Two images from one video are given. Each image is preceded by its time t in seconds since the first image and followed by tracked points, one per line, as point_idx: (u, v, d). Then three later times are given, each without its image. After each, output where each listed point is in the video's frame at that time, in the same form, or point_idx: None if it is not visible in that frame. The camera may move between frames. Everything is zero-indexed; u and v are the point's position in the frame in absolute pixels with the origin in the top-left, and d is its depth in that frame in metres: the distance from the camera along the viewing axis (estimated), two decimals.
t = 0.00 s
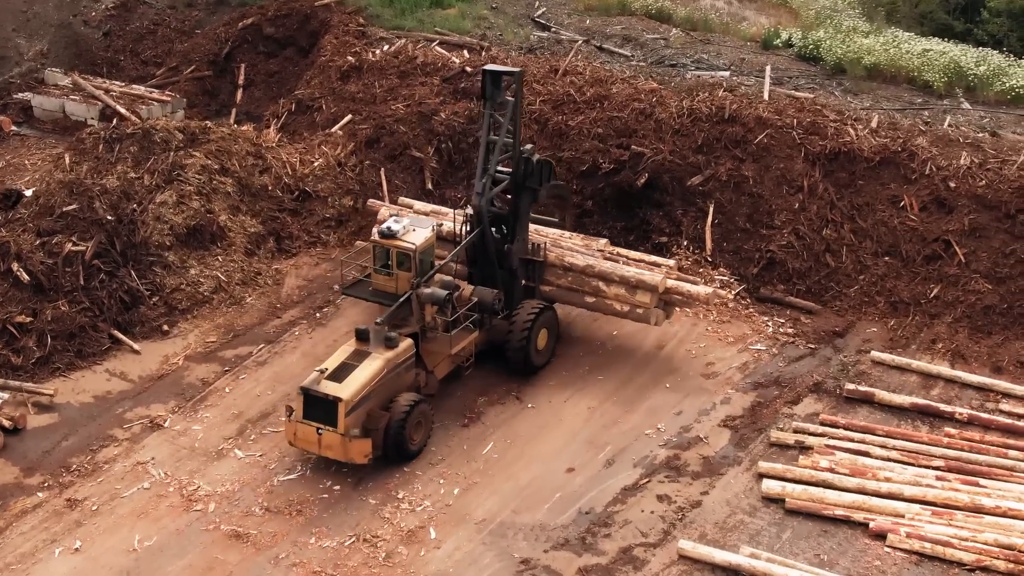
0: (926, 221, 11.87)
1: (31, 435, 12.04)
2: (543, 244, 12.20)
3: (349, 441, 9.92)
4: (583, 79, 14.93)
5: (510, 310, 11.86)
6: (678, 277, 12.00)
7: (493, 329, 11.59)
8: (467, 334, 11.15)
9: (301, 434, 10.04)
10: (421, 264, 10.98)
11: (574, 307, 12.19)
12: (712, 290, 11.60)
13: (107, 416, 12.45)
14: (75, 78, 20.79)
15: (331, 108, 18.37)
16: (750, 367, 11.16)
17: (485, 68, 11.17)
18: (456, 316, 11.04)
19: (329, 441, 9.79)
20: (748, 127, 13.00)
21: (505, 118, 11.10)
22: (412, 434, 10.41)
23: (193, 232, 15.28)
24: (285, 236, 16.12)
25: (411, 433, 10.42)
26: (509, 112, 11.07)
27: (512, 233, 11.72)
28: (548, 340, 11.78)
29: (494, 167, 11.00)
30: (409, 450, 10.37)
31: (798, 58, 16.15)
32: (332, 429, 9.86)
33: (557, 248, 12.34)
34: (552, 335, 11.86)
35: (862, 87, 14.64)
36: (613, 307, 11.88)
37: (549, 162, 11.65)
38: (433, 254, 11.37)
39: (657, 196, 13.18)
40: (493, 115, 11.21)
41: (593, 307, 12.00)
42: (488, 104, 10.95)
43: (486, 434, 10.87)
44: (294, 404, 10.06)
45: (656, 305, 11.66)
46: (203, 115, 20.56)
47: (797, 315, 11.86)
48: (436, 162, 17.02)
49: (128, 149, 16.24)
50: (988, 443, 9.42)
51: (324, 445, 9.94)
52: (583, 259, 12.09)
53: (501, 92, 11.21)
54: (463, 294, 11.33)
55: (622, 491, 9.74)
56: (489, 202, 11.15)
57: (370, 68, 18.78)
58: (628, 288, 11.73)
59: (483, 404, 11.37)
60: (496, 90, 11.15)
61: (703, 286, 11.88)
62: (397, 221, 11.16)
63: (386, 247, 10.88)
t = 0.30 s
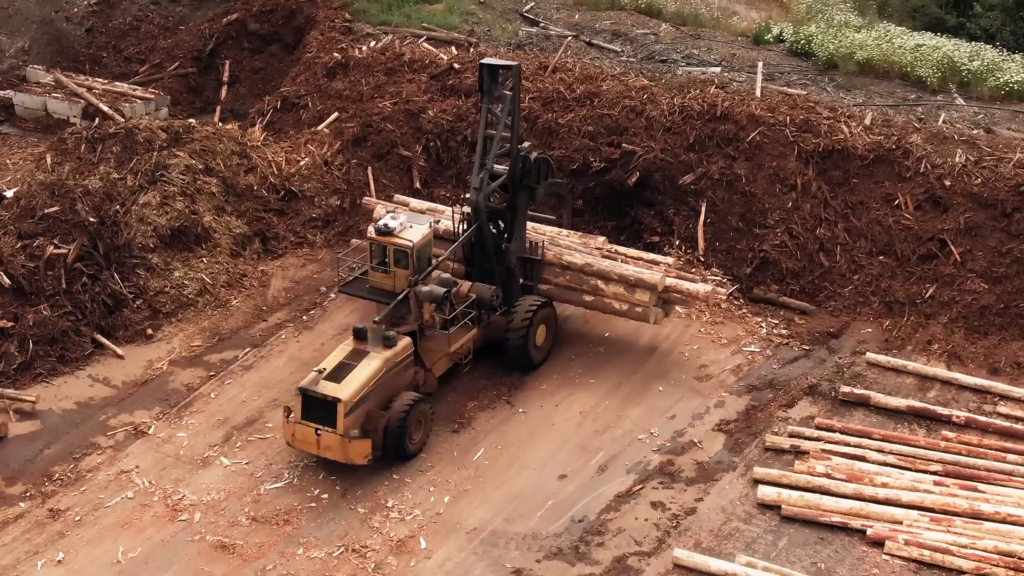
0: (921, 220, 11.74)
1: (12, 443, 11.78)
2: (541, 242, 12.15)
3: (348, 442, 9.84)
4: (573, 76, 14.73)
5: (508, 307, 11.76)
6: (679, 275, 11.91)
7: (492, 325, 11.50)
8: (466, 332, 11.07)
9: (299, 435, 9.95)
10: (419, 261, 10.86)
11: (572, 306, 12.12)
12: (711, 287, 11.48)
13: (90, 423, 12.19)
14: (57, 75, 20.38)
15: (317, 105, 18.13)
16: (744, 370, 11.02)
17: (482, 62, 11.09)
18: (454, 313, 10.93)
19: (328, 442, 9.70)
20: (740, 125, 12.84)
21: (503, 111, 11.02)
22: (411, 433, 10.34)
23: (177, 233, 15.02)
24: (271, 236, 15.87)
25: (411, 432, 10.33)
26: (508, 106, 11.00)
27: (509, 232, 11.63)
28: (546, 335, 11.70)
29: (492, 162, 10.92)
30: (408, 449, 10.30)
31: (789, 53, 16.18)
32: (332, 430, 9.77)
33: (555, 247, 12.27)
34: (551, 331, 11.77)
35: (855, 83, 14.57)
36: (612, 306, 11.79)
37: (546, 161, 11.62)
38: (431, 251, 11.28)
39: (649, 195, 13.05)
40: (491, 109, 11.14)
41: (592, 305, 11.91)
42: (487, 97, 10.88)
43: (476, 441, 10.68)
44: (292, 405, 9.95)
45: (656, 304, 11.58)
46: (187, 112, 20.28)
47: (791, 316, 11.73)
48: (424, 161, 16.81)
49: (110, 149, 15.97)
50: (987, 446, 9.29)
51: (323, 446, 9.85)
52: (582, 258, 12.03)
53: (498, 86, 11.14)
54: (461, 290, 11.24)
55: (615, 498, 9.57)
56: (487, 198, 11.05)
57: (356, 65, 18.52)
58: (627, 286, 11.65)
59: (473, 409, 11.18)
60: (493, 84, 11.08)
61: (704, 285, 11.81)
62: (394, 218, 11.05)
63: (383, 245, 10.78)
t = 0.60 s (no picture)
0: (915, 218, 11.61)
1: None
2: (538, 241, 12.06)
3: (346, 440, 9.73)
4: (562, 72, 14.58)
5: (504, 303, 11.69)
6: (677, 274, 11.82)
7: (488, 321, 11.44)
8: (463, 329, 11.04)
9: (296, 433, 9.84)
10: (415, 258, 10.76)
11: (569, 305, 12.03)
12: (709, 286, 11.38)
13: (73, 429, 11.93)
14: (38, 73, 19.76)
15: (303, 102, 17.89)
16: (737, 371, 10.89)
17: (478, 55, 10.94)
18: (450, 309, 10.83)
19: (325, 440, 9.59)
20: (731, 122, 12.72)
21: (499, 107, 10.92)
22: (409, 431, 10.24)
23: (160, 234, 14.76)
24: (256, 236, 15.63)
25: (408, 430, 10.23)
26: (504, 101, 10.90)
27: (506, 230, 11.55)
28: (543, 331, 11.67)
29: (488, 157, 10.79)
30: (406, 448, 10.20)
31: (780, 47, 16.07)
32: (328, 428, 9.66)
33: (551, 246, 12.17)
34: (549, 326, 11.75)
35: (846, 78, 14.47)
36: (609, 305, 11.69)
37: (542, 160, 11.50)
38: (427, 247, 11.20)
39: (639, 193, 12.94)
40: (488, 104, 11.05)
41: (589, 305, 11.81)
42: (483, 91, 10.79)
43: (466, 446, 10.50)
44: (288, 403, 9.84)
45: (653, 303, 11.48)
46: (170, 109, 19.98)
47: (784, 316, 11.61)
48: (412, 159, 16.61)
49: (92, 149, 15.69)
50: (984, 449, 9.17)
51: (320, 445, 9.74)
52: (578, 257, 11.94)
53: (495, 81, 11.00)
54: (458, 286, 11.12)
55: (607, 505, 9.40)
56: (483, 193, 10.98)
57: (342, 61, 18.26)
58: (624, 286, 11.54)
59: (463, 412, 11.00)
60: (490, 78, 10.94)
61: (703, 286, 11.76)
62: (390, 214, 10.96)
63: (379, 241, 10.68)
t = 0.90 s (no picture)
0: (908, 215, 11.50)
1: None
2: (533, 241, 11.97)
3: (341, 438, 9.62)
4: (551, 68, 14.43)
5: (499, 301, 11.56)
6: (672, 274, 11.71)
7: (484, 318, 11.32)
8: (460, 325, 10.90)
9: (291, 431, 9.75)
10: (410, 254, 10.58)
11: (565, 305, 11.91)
12: (706, 286, 11.31)
13: (55, 435, 11.68)
14: (19, 70, 19.05)
15: (288, 99, 17.64)
16: (729, 372, 10.76)
17: (473, 49, 10.76)
18: (446, 306, 10.75)
19: (320, 437, 9.49)
20: (722, 118, 12.60)
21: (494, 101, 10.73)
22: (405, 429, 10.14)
23: (143, 235, 14.51)
24: (241, 236, 15.39)
25: (404, 427, 10.14)
26: (499, 95, 10.73)
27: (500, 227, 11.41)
28: (539, 327, 11.57)
29: (484, 153, 10.63)
30: (402, 445, 10.09)
31: (770, 42, 15.97)
32: (324, 425, 9.56)
33: (547, 246, 12.08)
34: (544, 322, 11.64)
35: (838, 72, 14.38)
36: (605, 305, 11.60)
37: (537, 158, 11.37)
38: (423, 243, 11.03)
39: (629, 191, 12.83)
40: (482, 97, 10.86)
41: (585, 305, 11.71)
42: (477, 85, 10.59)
43: (455, 450, 10.34)
44: (283, 402, 9.76)
45: (650, 303, 11.38)
46: (154, 105, 19.68)
47: (776, 315, 11.49)
48: (399, 157, 16.40)
49: (74, 148, 15.41)
50: (980, 451, 9.06)
51: (315, 443, 9.65)
52: (574, 256, 11.83)
53: (489, 74, 10.82)
54: (453, 282, 10.98)
55: (600, 510, 9.24)
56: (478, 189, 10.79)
57: (327, 57, 18.02)
58: (621, 285, 11.45)
59: (452, 416, 10.83)
60: (484, 72, 10.76)
61: (698, 283, 11.58)
62: (385, 209, 10.77)
63: (373, 237, 10.49)
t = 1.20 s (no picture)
0: (902, 213, 11.44)
1: None
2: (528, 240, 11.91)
3: (337, 439, 9.48)
4: (540, 65, 14.31)
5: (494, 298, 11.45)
6: (669, 273, 11.57)
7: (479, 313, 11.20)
8: (455, 322, 10.74)
9: (285, 432, 9.60)
10: (404, 251, 10.49)
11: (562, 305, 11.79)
12: (703, 286, 11.24)
13: (37, 440, 11.44)
14: None
15: (273, 95, 17.41)
16: (723, 373, 10.64)
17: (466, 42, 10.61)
18: (441, 304, 10.56)
19: (315, 439, 9.36)
20: (713, 115, 12.50)
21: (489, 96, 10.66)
22: (400, 429, 10.03)
23: (127, 236, 14.28)
24: (227, 236, 15.18)
25: (399, 427, 10.02)
26: (493, 90, 10.63)
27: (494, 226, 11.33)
28: (535, 323, 11.46)
29: (478, 149, 10.52)
30: (397, 445, 9.98)
31: (761, 36, 15.91)
32: (319, 427, 9.42)
33: (543, 245, 11.96)
34: (540, 319, 11.54)
35: (829, 66, 14.29)
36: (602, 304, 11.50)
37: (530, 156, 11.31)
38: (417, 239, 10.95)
39: (620, 189, 12.73)
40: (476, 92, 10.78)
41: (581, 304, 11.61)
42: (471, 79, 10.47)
43: (445, 454, 10.18)
44: (276, 401, 9.60)
45: (647, 302, 11.29)
46: (138, 102, 19.41)
47: (769, 315, 11.40)
48: (386, 154, 16.20)
49: (56, 147, 15.14)
50: (977, 453, 8.97)
51: (310, 444, 9.51)
52: (570, 255, 11.69)
53: (484, 68, 10.69)
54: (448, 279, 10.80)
55: (592, 515, 9.09)
56: (472, 184, 10.68)
57: (313, 53, 17.79)
58: (617, 284, 11.33)
59: (442, 419, 10.66)
60: (478, 66, 10.63)
61: (695, 284, 11.44)
62: (378, 206, 10.63)
63: (367, 234, 10.37)
